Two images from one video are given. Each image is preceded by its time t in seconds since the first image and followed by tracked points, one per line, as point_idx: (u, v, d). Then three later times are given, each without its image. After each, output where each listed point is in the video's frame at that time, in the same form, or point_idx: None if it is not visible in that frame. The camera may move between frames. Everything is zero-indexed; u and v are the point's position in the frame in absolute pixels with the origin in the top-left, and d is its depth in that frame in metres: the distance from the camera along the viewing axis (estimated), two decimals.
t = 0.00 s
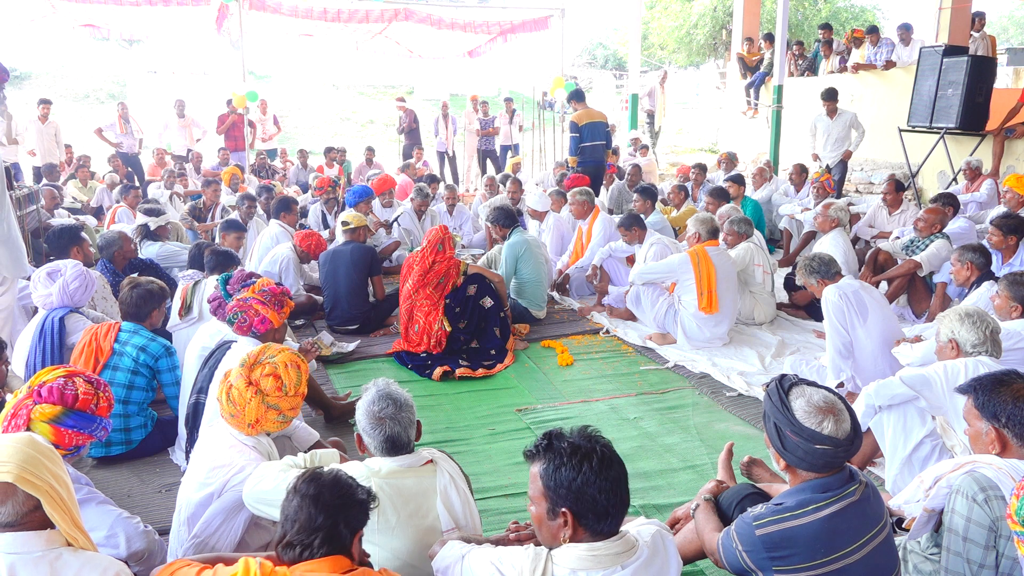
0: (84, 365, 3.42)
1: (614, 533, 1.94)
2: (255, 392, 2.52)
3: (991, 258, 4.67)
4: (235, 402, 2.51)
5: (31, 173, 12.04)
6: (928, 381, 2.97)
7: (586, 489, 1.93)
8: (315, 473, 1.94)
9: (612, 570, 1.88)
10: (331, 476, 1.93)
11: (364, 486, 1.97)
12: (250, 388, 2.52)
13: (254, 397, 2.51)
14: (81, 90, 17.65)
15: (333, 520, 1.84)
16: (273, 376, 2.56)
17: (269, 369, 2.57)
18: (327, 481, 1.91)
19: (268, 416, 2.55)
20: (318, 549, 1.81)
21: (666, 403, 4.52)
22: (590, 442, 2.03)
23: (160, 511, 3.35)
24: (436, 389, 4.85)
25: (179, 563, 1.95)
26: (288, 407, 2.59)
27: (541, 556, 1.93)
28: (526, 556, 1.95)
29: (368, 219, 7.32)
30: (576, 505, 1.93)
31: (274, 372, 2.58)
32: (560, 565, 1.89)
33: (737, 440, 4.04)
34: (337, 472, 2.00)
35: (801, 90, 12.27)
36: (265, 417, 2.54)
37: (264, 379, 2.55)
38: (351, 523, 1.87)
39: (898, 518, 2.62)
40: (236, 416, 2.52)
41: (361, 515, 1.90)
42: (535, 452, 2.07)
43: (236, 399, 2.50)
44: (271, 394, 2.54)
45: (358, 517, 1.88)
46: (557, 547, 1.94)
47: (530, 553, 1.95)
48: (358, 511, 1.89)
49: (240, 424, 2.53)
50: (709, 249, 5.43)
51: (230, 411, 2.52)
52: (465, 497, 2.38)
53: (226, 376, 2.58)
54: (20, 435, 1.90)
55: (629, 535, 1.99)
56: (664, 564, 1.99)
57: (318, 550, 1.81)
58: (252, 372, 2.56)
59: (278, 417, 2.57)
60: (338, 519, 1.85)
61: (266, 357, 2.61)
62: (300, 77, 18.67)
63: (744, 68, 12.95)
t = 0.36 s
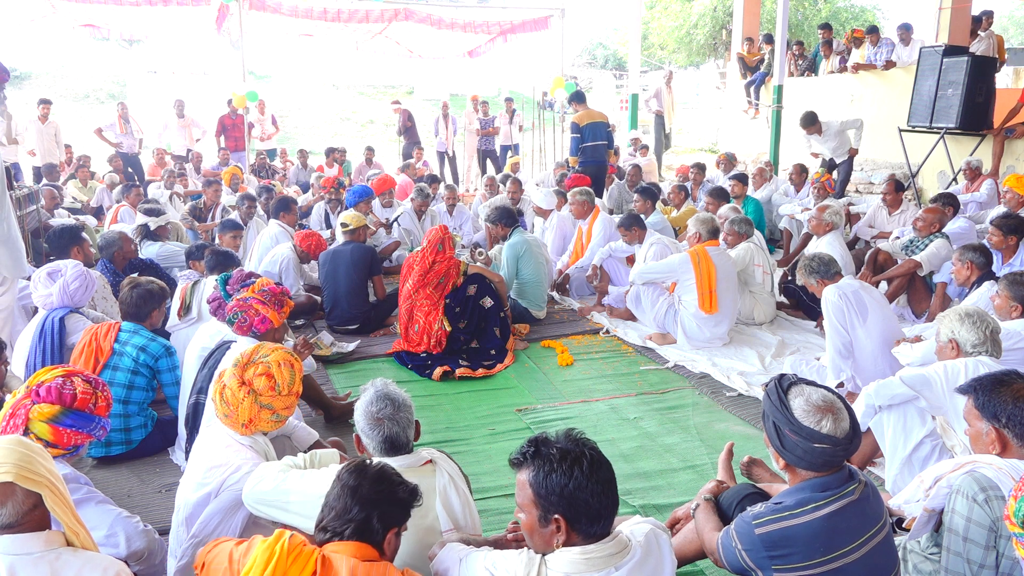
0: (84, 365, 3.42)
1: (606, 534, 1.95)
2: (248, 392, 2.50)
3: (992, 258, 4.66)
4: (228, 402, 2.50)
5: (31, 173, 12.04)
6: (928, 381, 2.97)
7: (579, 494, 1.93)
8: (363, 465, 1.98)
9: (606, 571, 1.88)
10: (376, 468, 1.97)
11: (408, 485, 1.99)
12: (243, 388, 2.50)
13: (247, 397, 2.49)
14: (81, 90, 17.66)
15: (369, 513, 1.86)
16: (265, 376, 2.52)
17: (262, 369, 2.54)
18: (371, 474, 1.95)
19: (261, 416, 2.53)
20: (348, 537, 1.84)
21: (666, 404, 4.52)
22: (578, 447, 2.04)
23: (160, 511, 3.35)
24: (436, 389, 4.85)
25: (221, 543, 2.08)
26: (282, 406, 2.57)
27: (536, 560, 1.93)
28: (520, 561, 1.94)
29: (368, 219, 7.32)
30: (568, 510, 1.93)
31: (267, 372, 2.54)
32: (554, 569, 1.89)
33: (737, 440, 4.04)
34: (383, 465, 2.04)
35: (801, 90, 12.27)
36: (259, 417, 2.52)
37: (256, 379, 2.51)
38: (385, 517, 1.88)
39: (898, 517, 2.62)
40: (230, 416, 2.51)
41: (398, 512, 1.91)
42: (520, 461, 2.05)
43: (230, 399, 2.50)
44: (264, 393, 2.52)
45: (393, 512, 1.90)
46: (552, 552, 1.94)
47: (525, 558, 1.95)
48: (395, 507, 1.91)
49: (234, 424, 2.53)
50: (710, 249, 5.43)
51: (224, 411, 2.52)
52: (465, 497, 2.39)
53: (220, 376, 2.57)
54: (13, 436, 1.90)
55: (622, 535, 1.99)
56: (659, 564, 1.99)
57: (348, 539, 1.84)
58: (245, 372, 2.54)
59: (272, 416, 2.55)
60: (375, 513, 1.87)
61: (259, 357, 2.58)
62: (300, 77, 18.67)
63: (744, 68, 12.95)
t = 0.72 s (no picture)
0: (84, 365, 3.42)
1: (607, 534, 1.95)
2: (248, 392, 2.49)
3: (992, 258, 4.66)
4: (228, 402, 2.50)
5: (31, 173, 12.05)
6: (928, 381, 2.97)
7: (580, 499, 1.92)
8: (360, 459, 1.98)
9: (608, 573, 1.89)
10: (372, 463, 1.97)
11: (405, 476, 1.99)
12: (243, 388, 2.50)
13: (247, 397, 2.49)
14: (80, 90, 17.69)
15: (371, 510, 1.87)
16: (265, 376, 2.52)
17: (261, 369, 2.53)
18: (368, 469, 1.94)
19: (261, 416, 2.53)
20: (352, 534, 1.85)
21: (666, 404, 4.52)
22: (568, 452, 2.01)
23: (160, 511, 3.35)
24: (436, 389, 4.85)
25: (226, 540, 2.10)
26: (282, 406, 2.56)
27: (538, 565, 1.93)
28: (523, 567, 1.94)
29: (368, 220, 7.33)
30: (569, 517, 1.92)
31: (267, 372, 2.53)
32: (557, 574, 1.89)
33: (737, 440, 4.04)
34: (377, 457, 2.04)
35: (801, 90, 12.28)
36: (258, 417, 2.52)
37: (256, 380, 2.51)
38: (386, 511, 1.89)
39: (898, 517, 2.61)
40: (230, 416, 2.51)
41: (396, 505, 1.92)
42: (512, 473, 2.02)
43: (230, 400, 2.50)
44: (263, 393, 2.52)
45: (394, 505, 1.91)
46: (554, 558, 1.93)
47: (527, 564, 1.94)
48: (395, 500, 1.92)
49: (234, 424, 2.53)
50: (710, 249, 5.43)
51: (224, 411, 2.52)
52: (465, 498, 2.38)
53: (220, 376, 2.57)
54: (16, 437, 1.90)
55: (622, 535, 1.99)
56: (660, 564, 2.00)
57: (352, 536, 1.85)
58: (245, 372, 2.53)
59: (272, 417, 2.55)
60: (375, 510, 1.87)
61: (259, 357, 2.57)
62: (300, 77, 18.67)
63: (744, 68, 12.96)
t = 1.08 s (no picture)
0: (84, 365, 3.42)
1: (598, 533, 1.94)
2: (247, 392, 2.49)
3: (991, 258, 4.67)
4: (227, 402, 2.51)
5: (31, 173, 12.05)
6: (928, 381, 2.97)
7: (572, 498, 1.92)
8: (362, 451, 1.97)
9: (600, 571, 1.89)
10: (372, 456, 1.96)
11: (404, 468, 1.99)
12: (242, 388, 2.50)
13: (246, 397, 2.49)
14: (80, 90, 17.69)
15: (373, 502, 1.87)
16: (265, 376, 2.52)
17: (261, 369, 2.53)
18: (369, 465, 1.93)
19: (261, 416, 2.53)
20: (355, 531, 1.86)
21: (666, 404, 4.52)
22: (564, 450, 2.01)
23: (159, 511, 3.35)
24: (436, 389, 4.85)
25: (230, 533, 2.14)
26: (282, 406, 2.56)
27: (531, 563, 1.93)
28: (514, 565, 1.93)
29: (368, 220, 7.33)
30: (561, 515, 1.92)
31: (267, 372, 2.53)
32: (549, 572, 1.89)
33: (737, 440, 4.04)
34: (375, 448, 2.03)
35: (801, 90, 12.28)
36: (258, 417, 2.52)
37: (256, 379, 2.51)
38: (388, 506, 1.90)
39: (898, 518, 2.61)
40: (229, 416, 2.52)
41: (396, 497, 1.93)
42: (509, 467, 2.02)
43: (230, 399, 2.50)
44: (263, 393, 2.51)
45: (395, 500, 1.92)
46: (545, 557, 1.93)
47: (518, 563, 1.93)
48: (396, 494, 1.93)
49: (234, 424, 2.53)
50: (709, 249, 5.43)
51: (224, 411, 2.52)
52: (466, 498, 2.38)
53: (220, 376, 2.57)
54: (33, 437, 1.91)
55: (614, 532, 2.00)
56: (653, 563, 2.00)
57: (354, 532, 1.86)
58: (245, 372, 2.53)
59: (271, 416, 2.55)
60: (374, 505, 1.87)
61: (258, 356, 2.57)
62: (300, 77, 18.65)
63: (744, 68, 12.95)
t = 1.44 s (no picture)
0: (84, 365, 3.42)
1: (577, 538, 1.93)
2: (248, 392, 2.49)
3: (991, 259, 4.67)
4: (227, 402, 2.51)
5: (31, 173, 12.05)
6: (928, 381, 2.97)
7: (551, 510, 1.91)
8: (372, 445, 1.96)
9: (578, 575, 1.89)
10: (382, 449, 1.96)
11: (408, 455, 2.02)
12: (242, 388, 2.50)
13: (246, 397, 2.49)
14: (80, 90, 17.69)
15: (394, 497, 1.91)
16: (265, 376, 2.52)
17: (261, 369, 2.53)
18: (386, 462, 1.93)
19: (261, 416, 2.53)
20: (376, 524, 1.89)
21: (666, 404, 4.52)
22: (551, 460, 2.00)
23: (160, 511, 3.35)
24: (436, 389, 4.85)
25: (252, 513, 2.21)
26: (282, 407, 2.56)
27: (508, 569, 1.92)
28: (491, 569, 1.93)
29: (368, 219, 7.32)
30: (537, 524, 1.92)
31: (267, 372, 2.53)
32: None
33: (737, 440, 4.04)
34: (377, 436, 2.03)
35: (801, 90, 12.28)
36: (258, 417, 2.52)
37: (256, 380, 2.51)
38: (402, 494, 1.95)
39: (898, 518, 2.61)
40: (229, 416, 2.52)
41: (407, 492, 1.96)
42: (493, 468, 2.04)
43: (230, 399, 2.50)
44: (263, 393, 2.51)
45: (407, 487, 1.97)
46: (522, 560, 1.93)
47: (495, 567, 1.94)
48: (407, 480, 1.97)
49: (233, 425, 2.53)
50: (709, 249, 5.43)
51: (224, 411, 2.52)
52: (466, 498, 2.37)
53: (220, 376, 2.57)
54: (36, 437, 1.93)
55: (594, 532, 2.00)
56: (632, 563, 2.00)
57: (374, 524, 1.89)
58: (245, 372, 2.53)
59: (271, 417, 2.55)
60: (390, 501, 1.90)
61: (258, 357, 2.57)
62: (300, 77, 18.65)
63: (744, 68, 12.95)
